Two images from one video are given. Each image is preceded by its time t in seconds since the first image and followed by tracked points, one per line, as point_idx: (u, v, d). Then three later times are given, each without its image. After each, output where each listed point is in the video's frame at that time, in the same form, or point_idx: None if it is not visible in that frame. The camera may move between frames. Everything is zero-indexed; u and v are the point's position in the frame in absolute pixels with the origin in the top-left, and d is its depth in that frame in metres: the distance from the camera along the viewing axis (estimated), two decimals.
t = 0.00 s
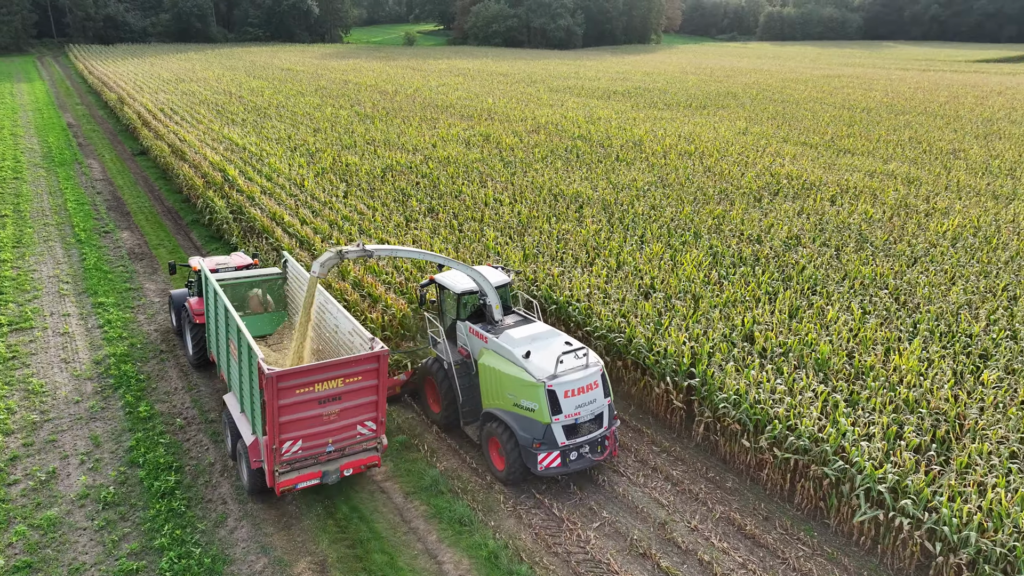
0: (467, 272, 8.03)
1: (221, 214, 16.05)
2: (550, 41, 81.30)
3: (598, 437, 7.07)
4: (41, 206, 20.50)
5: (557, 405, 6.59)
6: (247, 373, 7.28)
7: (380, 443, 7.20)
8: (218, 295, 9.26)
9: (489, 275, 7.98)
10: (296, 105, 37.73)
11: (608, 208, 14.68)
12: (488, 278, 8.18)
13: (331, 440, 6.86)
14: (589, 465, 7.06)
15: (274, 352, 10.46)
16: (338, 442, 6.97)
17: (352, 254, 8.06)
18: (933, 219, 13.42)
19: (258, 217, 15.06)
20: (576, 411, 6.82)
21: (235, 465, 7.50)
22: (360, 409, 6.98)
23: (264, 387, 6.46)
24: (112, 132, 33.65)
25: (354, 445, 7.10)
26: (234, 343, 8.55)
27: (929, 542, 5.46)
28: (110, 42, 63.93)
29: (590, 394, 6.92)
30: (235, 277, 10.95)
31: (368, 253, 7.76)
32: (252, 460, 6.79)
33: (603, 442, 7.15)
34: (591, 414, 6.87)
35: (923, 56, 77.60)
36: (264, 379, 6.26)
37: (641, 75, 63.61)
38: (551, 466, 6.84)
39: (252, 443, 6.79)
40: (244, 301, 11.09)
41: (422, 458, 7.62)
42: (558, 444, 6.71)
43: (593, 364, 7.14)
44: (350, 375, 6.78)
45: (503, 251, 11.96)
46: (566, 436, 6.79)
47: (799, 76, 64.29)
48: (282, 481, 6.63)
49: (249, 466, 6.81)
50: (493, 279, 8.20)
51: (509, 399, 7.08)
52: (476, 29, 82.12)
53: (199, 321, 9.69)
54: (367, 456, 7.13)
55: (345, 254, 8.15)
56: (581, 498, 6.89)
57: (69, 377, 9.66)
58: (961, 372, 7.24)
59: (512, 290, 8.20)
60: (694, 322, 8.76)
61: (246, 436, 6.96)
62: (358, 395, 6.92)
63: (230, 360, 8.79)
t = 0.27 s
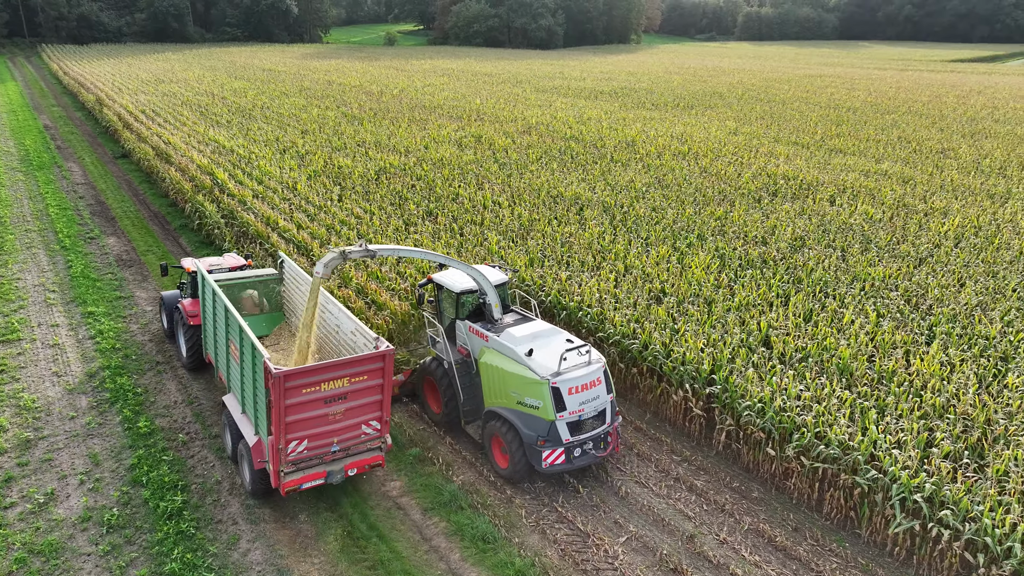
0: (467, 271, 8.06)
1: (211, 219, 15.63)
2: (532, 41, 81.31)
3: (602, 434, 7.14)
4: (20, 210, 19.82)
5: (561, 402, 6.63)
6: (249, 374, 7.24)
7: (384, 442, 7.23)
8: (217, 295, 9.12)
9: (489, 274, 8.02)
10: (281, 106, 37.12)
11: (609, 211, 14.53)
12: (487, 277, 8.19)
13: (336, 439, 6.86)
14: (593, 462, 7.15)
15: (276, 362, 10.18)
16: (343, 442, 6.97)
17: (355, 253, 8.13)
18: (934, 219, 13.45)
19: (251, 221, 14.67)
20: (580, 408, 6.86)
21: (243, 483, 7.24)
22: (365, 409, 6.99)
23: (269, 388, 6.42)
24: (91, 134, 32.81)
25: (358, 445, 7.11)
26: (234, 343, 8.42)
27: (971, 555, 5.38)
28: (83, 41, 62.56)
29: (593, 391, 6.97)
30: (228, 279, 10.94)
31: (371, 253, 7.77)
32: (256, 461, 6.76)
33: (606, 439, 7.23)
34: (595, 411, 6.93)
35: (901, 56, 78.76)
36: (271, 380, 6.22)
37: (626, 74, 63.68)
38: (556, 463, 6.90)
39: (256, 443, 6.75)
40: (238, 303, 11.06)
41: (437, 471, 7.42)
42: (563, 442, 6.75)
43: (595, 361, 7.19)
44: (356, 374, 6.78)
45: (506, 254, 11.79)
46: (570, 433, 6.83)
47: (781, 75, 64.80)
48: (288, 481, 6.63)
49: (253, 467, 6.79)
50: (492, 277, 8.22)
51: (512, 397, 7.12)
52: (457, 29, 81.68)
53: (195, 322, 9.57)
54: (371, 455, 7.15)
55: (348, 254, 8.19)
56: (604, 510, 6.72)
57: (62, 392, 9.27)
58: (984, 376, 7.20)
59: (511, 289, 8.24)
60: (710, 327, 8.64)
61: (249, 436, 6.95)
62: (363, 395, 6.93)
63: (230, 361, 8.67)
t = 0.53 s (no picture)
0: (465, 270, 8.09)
1: (204, 222, 15.30)
2: (518, 41, 81.23)
3: (602, 431, 7.19)
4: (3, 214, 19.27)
5: (562, 399, 6.69)
6: (248, 376, 7.18)
7: (384, 442, 7.23)
8: (214, 296, 8.98)
9: (487, 273, 8.01)
10: (268, 107, 36.64)
11: (608, 212, 14.42)
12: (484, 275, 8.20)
13: (336, 440, 6.85)
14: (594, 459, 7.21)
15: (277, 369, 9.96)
16: (343, 443, 6.96)
17: (355, 253, 8.14)
18: (933, 219, 13.49)
19: (246, 225, 14.39)
20: (580, 406, 6.92)
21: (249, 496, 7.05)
22: (365, 409, 6.99)
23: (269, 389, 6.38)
24: (74, 136, 32.16)
25: (358, 445, 7.10)
26: (231, 345, 8.28)
27: (999, 562, 5.34)
28: (62, 41, 61.43)
29: (593, 389, 7.05)
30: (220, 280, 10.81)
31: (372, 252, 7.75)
32: (256, 463, 6.73)
33: (606, 437, 7.29)
34: (595, 408, 7.00)
35: (884, 55, 79.60)
36: (271, 381, 6.19)
37: (614, 75, 63.70)
38: (557, 461, 6.95)
39: (256, 445, 6.72)
40: (233, 305, 10.93)
41: (448, 480, 7.27)
42: (564, 439, 6.79)
43: (594, 359, 7.26)
44: (356, 374, 6.77)
45: (508, 257, 11.66)
46: (571, 430, 6.88)
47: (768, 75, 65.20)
48: (288, 482, 6.61)
49: (252, 469, 6.76)
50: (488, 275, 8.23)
51: (513, 396, 7.16)
52: (443, 29, 81.32)
53: (190, 324, 9.47)
54: (371, 455, 7.15)
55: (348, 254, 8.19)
56: (620, 520, 6.59)
57: (55, 403, 8.97)
58: (999, 378, 7.18)
59: (508, 288, 8.26)
60: (720, 331, 8.56)
61: (248, 438, 6.93)
62: (363, 395, 6.92)
63: (228, 363, 8.54)
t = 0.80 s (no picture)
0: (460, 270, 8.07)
1: (195, 225, 14.99)
2: (504, 41, 81.11)
3: (599, 429, 7.29)
4: None
5: (561, 398, 6.78)
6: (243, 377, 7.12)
7: (382, 442, 7.26)
8: (209, 297, 8.84)
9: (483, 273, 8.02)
10: (256, 107, 36.13)
11: (607, 213, 14.32)
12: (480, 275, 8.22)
13: (335, 441, 6.87)
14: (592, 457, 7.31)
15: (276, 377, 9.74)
16: (341, 443, 6.98)
17: (353, 253, 8.13)
18: (932, 220, 13.51)
19: (239, 228, 14.11)
20: (578, 404, 7.02)
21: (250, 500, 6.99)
22: (363, 409, 7.01)
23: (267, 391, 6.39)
24: (56, 139, 31.49)
25: (356, 445, 7.13)
26: (226, 346, 8.15)
27: None
28: (41, 41, 60.27)
29: (591, 387, 7.15)
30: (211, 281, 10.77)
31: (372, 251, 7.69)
32: (254, 465, 6.72)
33: (603, 434, 7.38)
34: (593, 406, 7.10)
35: (866, 55, 80.43)
36: (270, 382, 6.21)
37: (602, 75, 63.72)
38: (556, 460, 7.03)
39: (254, 447, 6.72)
40: (224, 306, 10.88)
41: (457, 490, 7.12)
42: (563, 437, 6.88)
43: (591, 357, 7.37)
44: (354, 375, 6.80)
45: (510, 259, 11.54)
46: (569, 429, 6.97)
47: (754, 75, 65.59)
48: (287, 483, 6.62)
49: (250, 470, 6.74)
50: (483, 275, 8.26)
51: (511, 395, 7.23)
52: (428, 29, 80.92)
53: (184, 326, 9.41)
54: (369, 456, 7.18)
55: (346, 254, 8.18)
56: (635, 530, 6.47)
57: (48, 414, 8.69)
58: (1011, 381, 7.17)
59: (503, 287, 8.30)
60: (733, 336, 8.43)
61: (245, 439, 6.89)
62: (361, 395, 6.95)
63: (223, 364, 8.40)
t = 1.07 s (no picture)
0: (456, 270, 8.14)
1: (188, 228, 14.68)
2: (490, 41, 80.95)
3: (597, 427, 7.36)
4: None
5: (560, 397, 6.82)
6: (241, 378, 7.11)
7: (381, 442, 7.31)
8: (203, 297, 8.72)
9: (480, 272, 8.15)
10: (243, 108, 35.67)
11: (607, 215, 14.24)
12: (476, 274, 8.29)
13: (334, 440, 6.92)
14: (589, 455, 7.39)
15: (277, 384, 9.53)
16: (341, 443, 7.04)
17: (350, 254, 8.12)
18: (930, 221, 13.55)
19: (234, 232, 13.85)
20: (576, 402, 7.06)
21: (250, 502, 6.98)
22: (362, 409, 7.07)
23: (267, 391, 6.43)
24: (38, 141, 30.84)
25: (356, 445, 7.18)
26: (222, 346, 8.06)
27: None
28: (20, 41, 59.15)
29: (588, 386, 7.20)
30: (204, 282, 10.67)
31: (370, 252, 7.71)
32: (253, 465, 6.75)
33: (601, 433, 7.45)
34: (591, 405, 7.16)
35: (851, 55, 81.14)
36: (270, 381, 6.26)
37: (591, 75, 63.71)
38: (554, 458, 7.08)
39: (253, 447, 6.76)
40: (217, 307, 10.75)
41: (469, 500, 6.99)
42: (561, 436, 6.93)
43: (588, 356, 7.41)
44: (353, 373, 6.87)
45: (513, 262, 11.42)
46: (567, 427, 7.01)
47: (741, 75, 65.90)
48: (287, 483, 6.66)
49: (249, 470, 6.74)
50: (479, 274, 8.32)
51: (509, 394, 7.26)
52: (414, 29, 80.52)
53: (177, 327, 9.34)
54: (368, 455, 7.23)
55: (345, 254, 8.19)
56: (654, 541, 6.35)
57: (42, 426, 8.42)
58: None
59: (499, 287, 8.36)
60: (746, 341, 8.33)
61: (243, 440, 6.90)
62: (360, 394, 7.01)
63: (219, 364, 8.30)
